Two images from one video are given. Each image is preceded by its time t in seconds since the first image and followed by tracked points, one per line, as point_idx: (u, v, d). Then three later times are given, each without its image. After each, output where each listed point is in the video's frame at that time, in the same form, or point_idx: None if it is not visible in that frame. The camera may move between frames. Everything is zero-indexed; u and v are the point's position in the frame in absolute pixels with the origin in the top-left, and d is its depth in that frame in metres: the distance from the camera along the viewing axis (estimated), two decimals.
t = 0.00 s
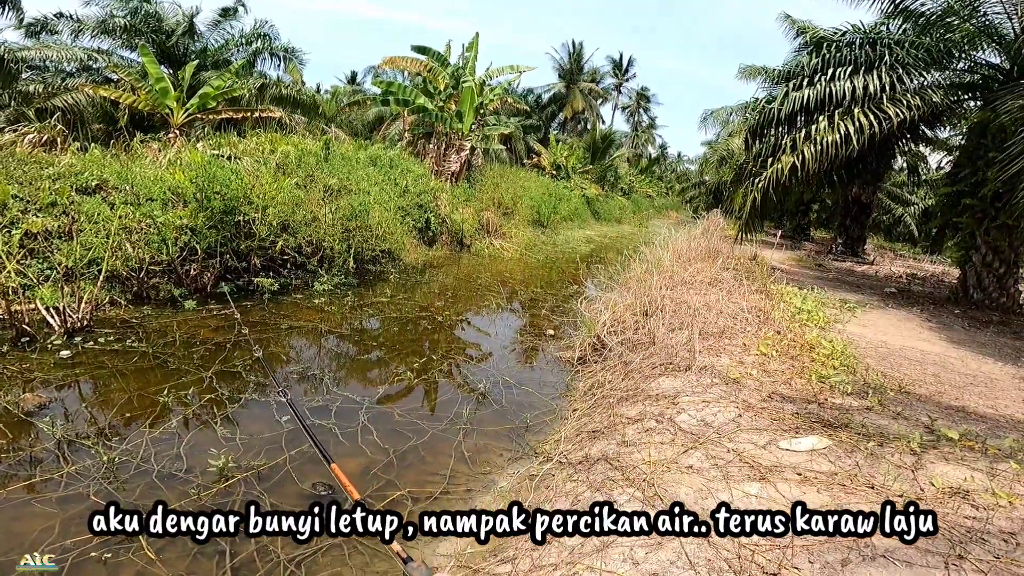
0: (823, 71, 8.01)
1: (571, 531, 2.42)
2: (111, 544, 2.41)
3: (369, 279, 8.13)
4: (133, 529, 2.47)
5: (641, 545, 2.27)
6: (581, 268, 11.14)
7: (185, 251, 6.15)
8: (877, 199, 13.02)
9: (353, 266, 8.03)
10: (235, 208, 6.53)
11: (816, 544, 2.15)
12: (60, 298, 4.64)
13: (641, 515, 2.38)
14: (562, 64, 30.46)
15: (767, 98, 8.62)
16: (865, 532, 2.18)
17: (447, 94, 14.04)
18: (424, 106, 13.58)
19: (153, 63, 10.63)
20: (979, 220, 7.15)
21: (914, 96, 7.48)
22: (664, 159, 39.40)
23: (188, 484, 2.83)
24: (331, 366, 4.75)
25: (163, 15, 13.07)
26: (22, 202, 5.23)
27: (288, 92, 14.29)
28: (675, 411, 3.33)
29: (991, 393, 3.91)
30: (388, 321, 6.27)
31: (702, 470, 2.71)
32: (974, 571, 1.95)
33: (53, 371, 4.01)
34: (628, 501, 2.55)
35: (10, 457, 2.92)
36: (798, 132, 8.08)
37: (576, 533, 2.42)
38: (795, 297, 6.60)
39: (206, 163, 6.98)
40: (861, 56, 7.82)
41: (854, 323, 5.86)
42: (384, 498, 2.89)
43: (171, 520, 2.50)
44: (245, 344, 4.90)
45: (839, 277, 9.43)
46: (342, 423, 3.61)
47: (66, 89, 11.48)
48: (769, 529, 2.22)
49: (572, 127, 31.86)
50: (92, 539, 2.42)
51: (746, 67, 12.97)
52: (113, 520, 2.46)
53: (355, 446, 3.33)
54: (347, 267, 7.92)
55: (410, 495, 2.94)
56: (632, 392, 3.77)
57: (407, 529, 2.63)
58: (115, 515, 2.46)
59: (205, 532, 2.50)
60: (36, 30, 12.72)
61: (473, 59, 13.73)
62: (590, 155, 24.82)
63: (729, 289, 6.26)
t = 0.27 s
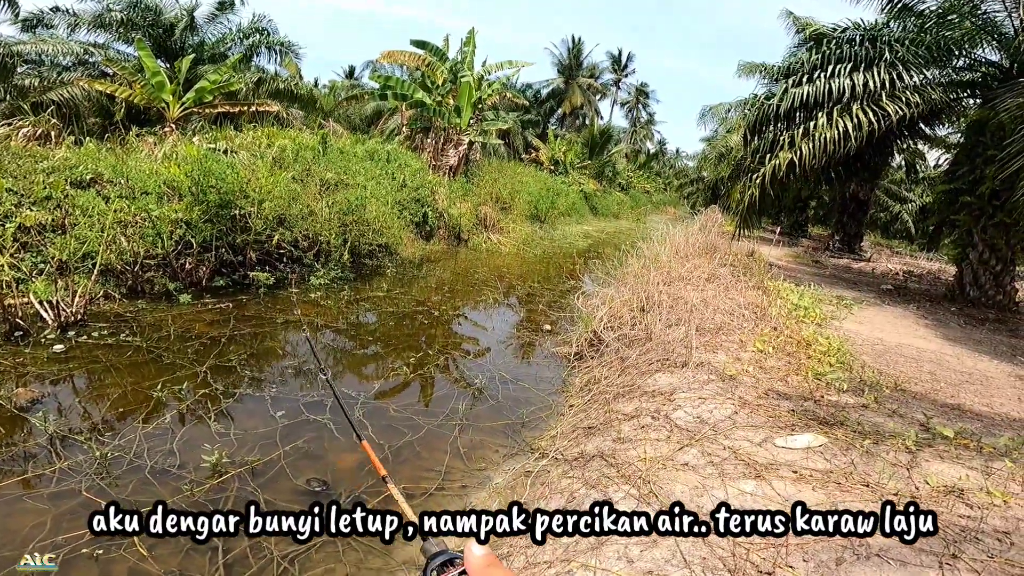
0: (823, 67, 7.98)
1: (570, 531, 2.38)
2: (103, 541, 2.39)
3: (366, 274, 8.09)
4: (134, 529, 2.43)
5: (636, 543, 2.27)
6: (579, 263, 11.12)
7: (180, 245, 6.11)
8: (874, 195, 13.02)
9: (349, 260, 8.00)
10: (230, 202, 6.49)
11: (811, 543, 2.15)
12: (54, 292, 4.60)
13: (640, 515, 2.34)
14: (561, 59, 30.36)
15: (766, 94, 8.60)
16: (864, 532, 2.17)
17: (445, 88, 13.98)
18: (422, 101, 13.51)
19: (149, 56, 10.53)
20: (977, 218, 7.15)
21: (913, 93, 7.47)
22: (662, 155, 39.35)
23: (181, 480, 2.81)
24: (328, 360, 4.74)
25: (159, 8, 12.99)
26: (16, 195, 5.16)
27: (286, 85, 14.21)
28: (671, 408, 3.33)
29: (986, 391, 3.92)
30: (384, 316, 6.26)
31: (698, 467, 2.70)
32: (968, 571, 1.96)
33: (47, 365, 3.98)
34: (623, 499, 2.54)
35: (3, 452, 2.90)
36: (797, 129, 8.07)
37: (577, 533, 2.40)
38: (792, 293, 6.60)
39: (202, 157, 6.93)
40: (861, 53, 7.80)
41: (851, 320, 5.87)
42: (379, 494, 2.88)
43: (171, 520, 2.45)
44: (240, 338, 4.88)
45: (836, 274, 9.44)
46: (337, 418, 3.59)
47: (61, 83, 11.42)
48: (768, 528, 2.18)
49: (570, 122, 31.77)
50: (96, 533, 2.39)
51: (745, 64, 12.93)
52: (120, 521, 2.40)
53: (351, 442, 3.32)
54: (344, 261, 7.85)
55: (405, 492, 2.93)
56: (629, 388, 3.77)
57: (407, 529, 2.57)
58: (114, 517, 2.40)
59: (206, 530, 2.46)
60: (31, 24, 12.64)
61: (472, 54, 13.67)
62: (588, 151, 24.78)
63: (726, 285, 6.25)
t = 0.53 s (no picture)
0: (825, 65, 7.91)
1: (571, 531, 2.28)
2: (85, 543, 2.33)
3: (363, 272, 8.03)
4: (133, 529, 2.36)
5: (631, 551, 2.21)
6: (578, 261, 11.06)
7: (175, 243, 6.06)
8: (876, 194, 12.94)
9: (347, 258, 7.94)
10: (226, 199, 6.43)
11: (810, 551, 2.11)
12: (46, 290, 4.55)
13: (640, 514, 2.30)
14: (562, 57, 30.28)
15: (767, 92, 8.52)
16: (864, 532, 2.14)
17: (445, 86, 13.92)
18: (422, 99, 13.42)
19: (146, 54, 10.43)
20: (979, 217, 7.08)
21: (916, 91, 7.42)
22: (663, 153, 39.22)
23: (168, 482, 2.76)
24: (324, 360, 4.69)
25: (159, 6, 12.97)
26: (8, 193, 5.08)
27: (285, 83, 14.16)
28: (669, 410, 3.27)
29: (990, 392, 3.85)
30: (381, 315, 6.19)
31: (695, 471, 2.64)
32: None
33: (38, 364, 3.93)
34: (618, 504, 2.49)
35: None
36: (799, 127, 7.99)
37: (576, 537, 2.27)
38: (793, 292, 6.53)
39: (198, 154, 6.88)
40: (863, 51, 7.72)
41: (853, 320, 5.80)
42: (370, 497, 2.82)
43: (171, 520, 2.34)
44: (234, 337, 4.82)
45: (837, 273, 9.37)
46: (330, 419, 3.54)
47: (60, 82, 11.43)
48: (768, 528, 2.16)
49: (571, 120, 31.69)
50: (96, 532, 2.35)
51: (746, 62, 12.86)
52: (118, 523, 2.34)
53: (343, 443, 3.26)
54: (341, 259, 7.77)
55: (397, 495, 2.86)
56: (626, 389, 3.71)
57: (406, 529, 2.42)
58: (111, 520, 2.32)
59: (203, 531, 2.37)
60: (30, 22, 12.62)
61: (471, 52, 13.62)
62: (588, 149, 24.71)
63: (727, 284, 6.19)
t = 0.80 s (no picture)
0: (829, 62, 7.77)
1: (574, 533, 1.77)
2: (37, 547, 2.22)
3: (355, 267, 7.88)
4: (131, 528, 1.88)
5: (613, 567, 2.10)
6: (576, 259, 10.92)
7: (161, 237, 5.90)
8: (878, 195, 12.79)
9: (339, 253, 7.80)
10: (214, 192, 6.29)
11: (803, 570, 2.01)
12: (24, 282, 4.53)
13: (643, 516, 2.13)
14: (564, 54, 30.13)
15: (770, 88, 8.37)
16: (866, 531, 2.11)
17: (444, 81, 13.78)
18: (420, 93, 13.26)
19: (140, 46, 10.28)
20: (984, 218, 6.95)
21: (922, 90, 7.31)
22: (665, 152, 39.01)
23: (132, 484, 2.63)
24: (310, 356, 4.56)
25: None
26: None
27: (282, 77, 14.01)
28: (661, 415, 3.14)
29: (994, 399, 3.73)
30: (372, 311, 6.06)
31: (685, 482, 2.52)
32: None
33: (10, 359, 3.81)
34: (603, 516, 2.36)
35: None
36: (801, 124, 7.84)
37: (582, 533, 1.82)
38: (792, 293, 6.40)
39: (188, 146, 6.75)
40: (869, 48, 7.58)
41: (853, 322, 5.66)
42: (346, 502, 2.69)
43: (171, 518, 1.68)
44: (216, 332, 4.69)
45: (837, 274, 9.23)
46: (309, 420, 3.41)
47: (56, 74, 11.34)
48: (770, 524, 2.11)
49: (572, 118, 31.54)
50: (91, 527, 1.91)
51: (749, 61, 12.71)
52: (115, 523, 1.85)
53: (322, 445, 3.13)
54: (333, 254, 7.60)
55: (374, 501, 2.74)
56: (618, 392, 3.58)
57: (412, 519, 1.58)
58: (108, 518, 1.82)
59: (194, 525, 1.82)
60: (28, 15, 12.54)
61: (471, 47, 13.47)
62: (588, 146, 24.59)
63: (725, 284, 6.05)
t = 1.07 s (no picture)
0: (831, 60, 7.65)
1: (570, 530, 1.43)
2: None
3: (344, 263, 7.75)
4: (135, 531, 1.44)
5: None
6: (570, 257, 10.79)
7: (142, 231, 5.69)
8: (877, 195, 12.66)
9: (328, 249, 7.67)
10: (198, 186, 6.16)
11: None
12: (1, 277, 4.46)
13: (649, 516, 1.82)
14: (564, 51, 29.93)
15: (769, 87, 8.25)
16: (865, 531, 2.08)
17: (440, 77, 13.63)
18: (416, 88, 13.10)
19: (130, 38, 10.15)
20: (983, 221, 6.84)
21: (924, 89, 7.16)
22: (665, 150, 38.82)
23: (89, 487, 2.54)
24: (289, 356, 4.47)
25: None
26: None
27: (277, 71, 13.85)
28: (644, 424, 3.04)
29: (991, 408, 3.62)
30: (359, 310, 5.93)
31: (665, 497, 2.42)
32: None
33: None
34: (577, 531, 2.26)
35: None
36: (800, 124, 7.71)
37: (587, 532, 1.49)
38: (788, 295, 6.29)
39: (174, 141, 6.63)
40: (871, 46, 7.46)
41: (848, 325, 5.55)
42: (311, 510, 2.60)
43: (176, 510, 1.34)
44: (193, 330, 4.59)
45: (834, 275, 9.11)
46: (282, 422, 3.32)
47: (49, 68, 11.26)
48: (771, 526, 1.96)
49: (572, 115, 31.36)
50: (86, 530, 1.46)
51: (749, 59, 12.57)
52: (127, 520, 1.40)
53: (293, 448, 3.04)
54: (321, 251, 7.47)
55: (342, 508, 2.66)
56: (602, 398, 3.47)
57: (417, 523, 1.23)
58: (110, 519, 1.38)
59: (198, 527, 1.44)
60: (22, 8, 12.46)
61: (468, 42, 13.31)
62: (587, 144, 24.43)
63: (719, 286, 5.93)
